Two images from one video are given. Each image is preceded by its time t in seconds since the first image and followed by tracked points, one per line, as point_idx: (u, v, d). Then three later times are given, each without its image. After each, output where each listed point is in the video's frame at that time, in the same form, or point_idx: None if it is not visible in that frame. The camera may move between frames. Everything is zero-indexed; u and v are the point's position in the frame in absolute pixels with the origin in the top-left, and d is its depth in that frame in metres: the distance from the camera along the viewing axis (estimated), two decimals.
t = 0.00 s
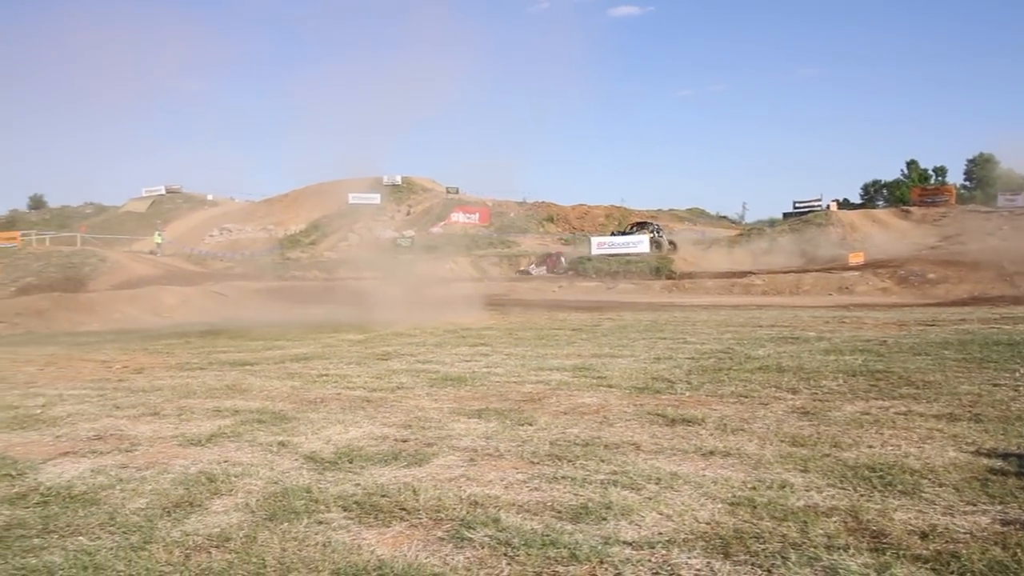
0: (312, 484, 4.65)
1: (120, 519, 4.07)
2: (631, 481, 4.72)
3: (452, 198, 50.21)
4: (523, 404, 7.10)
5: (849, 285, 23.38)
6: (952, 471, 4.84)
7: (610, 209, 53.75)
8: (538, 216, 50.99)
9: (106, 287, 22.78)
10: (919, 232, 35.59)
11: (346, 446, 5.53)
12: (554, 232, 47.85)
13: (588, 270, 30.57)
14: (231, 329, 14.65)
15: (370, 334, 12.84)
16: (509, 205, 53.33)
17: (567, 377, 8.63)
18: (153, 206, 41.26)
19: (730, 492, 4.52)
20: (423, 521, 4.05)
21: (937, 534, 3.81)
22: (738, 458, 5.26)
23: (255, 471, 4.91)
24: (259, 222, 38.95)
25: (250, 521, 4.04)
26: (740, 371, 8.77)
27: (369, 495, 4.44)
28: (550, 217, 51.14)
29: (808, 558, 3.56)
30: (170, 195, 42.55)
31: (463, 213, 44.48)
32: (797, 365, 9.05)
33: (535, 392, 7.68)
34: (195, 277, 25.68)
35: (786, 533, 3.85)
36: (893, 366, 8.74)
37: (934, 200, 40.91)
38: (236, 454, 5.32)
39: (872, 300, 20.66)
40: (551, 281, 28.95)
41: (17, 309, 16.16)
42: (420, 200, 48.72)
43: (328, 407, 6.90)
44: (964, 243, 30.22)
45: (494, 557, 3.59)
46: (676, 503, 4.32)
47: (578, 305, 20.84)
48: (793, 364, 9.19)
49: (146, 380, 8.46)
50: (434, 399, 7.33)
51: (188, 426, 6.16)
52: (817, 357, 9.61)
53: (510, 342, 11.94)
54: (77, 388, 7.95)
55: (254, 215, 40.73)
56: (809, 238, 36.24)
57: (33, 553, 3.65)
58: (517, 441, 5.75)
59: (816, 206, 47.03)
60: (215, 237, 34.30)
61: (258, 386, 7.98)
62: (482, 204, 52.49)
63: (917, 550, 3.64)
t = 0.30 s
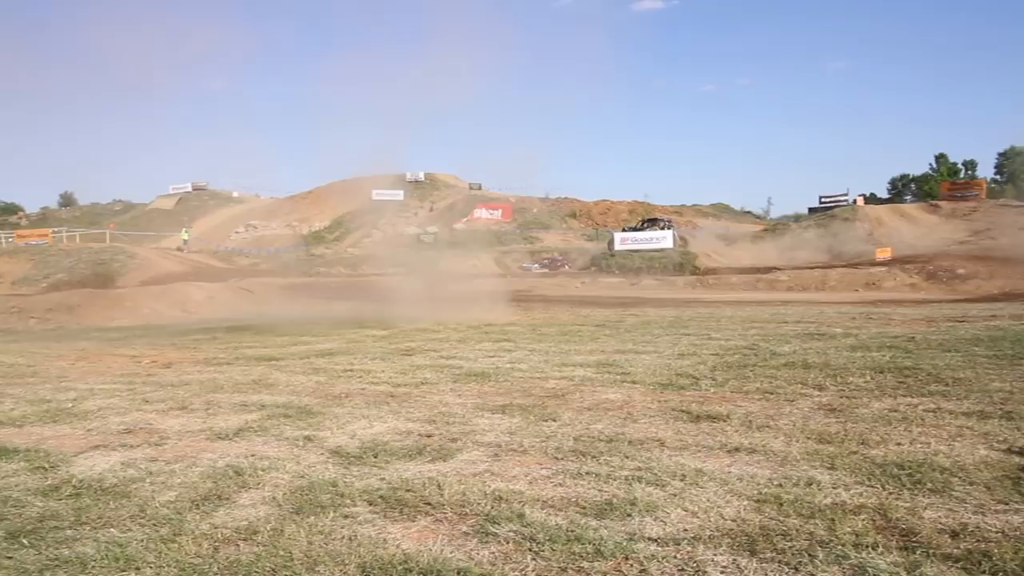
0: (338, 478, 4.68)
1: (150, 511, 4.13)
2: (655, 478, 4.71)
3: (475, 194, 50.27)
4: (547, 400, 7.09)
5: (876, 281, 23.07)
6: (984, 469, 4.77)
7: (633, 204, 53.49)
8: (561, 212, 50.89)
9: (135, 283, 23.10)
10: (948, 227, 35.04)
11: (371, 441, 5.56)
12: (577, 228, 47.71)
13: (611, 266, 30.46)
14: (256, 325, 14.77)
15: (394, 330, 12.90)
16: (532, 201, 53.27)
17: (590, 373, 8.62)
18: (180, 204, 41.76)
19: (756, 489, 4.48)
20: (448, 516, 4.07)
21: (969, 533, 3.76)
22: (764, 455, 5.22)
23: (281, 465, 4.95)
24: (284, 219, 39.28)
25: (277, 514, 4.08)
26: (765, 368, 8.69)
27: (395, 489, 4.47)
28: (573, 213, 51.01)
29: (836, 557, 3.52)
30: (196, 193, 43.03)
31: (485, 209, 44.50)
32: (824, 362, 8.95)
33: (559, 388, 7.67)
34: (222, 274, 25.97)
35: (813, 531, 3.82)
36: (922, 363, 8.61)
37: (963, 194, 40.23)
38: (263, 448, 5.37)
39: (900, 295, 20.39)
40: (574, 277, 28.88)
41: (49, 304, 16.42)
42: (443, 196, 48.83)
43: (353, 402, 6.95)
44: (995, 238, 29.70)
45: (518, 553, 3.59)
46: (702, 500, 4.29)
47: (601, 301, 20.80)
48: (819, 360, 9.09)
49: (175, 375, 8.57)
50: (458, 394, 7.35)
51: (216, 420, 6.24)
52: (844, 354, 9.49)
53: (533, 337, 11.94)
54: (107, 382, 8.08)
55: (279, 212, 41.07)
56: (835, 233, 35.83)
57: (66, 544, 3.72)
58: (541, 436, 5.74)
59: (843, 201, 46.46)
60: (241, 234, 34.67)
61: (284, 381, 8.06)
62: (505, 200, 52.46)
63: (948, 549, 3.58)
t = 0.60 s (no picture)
0: (355, 478, 4.70)
1: (170, 510, 4.16)
2: (673, 479, 4.69)
3: (491, 194, 50.30)
4: (563, 400, 7.09)
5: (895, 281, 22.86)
6: (1006, 472, 4.70)
7: (649, 204, 53.29)
8: (576, 212, 50.84)
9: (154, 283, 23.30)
10: (969, 227, 34.66)
11: (389, 441, 5.57)
12: (593, 228, 47.62)
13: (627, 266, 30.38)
14: (275, 325, 14.86)
15: (411, 330, 12.93)
16: (547, 201, 53.24)
17: (606, 373, 8.60)
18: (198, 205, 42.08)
19: (775, 491, 4.45)
20: (466, 516, 4.08)
21: (992, 536, 3.72)
22: (783, 457, 5.18)
23: (299, 464, 4.98)
24: (301, 219, 39.49)
25: (296, 513, 4.10)
26: (783, 368, 8.64)
27: (413, 489, 4.49)
28: (588, 213, 50.95)
29: (856, 559, 3.49)
30: (214, 194, 43.34)
31: (501, 209, 44.51)
32: (843, 363, 8.88)
33: (575, 388, 7.67)
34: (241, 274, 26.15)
35: (833, 533, 3.78)
36: (943, 364, 8.52)
37: (984, 193, 39.79)
38: (281, 448, 5.40)
39: (919, 295, 20.20)
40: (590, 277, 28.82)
41: (69, 303, 16.58)
42: (458, 196, 48.90)
43: (371, 401, 6.97)
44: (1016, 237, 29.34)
45: (536, 553, 3.59)
46: (720, 501, 4.27)
47: (617, 301, 20.75)
48: (838, 361, 9.02)
49: (194, 375, 8.65)
50: (475, 394, 7.35)
51: (235, 420, 6.29)
52: (863, 355, 9.42)
53: (549, 338, 11.94)
54: (127, 382, 8.15)
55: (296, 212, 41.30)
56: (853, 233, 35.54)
57: (88, 542, 3.76)
58: (558, 437, 5.74)
59: (861, 201, 46.09)
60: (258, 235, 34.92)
61: (302, 381, 8.11)
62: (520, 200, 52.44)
63: (970, 552, 3.54)
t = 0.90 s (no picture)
0: (375, 477, 4.72)
1: (193, 508, 4.20)
2: (693, 480, 4.66)
3: (509, 194, 50.29)
4: (582, 401, 7.08)
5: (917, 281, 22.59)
6: None
7: (668, 204, 53.05)
8: (595, 213, 50.75)
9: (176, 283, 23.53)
10: (993, 227, 34.18)
11: (408, 441, 5.59)
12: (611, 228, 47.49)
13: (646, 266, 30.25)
14: (295, 325, 14.94)
15: (430, 330, 12.97)
16: (565, 202, 53.16)
17: (625, 373, 8.57)
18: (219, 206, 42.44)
19: (797, 492, 4.42)
20: (485, 516, 4.07)
21: (1019, 539, 3.66)
22: (804, 458, 5.14)
23: (320, 463, 5.00)
24: (320, 219, 39.71)
25: (316, 513, 4.12)
26: (804, 369, 8.56)
27: (432, 489, 4.49)
28: (607, 213, 50.82)
29: (880, 562, 3.45)
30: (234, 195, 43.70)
31: (519, 210, 44.49)
32: (865, 363, 8.79)
33: (594, 389, 7.65)
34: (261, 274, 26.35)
35: (856, 535, 3.75)
36: (967, 364, 8.41)
37: (1009, 192, 39.24)
38: (301, 447, 5.44)
39: (943, 296, 19.96)
40: (608, 277, 28.75)
41: (93, 304, 16.76)
42: (476, 196, 48.94)
43: (390, 401, 6.99)
44: None
45: (555, 553, 3.59)
46: (742, 503, 4.24)
47: (635, 301, 20.68)
48: (860, 361, 8.93)
49: (215, 374, 8.73)
50: (494, 394, 7.35)
51: (256, 419, 6.33)
52: (886, 355, 9.32)
53: (568, 338, 11.92)
54: (150, 381, 8.23)
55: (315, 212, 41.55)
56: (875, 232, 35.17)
57: (113, 539, 3.80)
58: (577, 437, 5.73)
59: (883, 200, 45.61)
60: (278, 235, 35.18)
61: (322, 380, 8.15)
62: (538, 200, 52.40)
63: (997, 556, 3.49)
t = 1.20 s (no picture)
0: (392, 476, 4.73)
1: (212, 505, 4.23)
2: (711, 481, 4.64)
3: (525, 194, 50.26)
4: (599, 401, 7.06)
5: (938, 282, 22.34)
6: None
7: (685, 203, 52.82)
8: (611, 212, 50.61)
9: (195, 282, 23.72)
10: (1016, 228, 33.73)
11: (425, 440, 5.60)
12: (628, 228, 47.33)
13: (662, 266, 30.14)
14: (312, 324, 15.03)
15: (446, 329, 12.99)
16: (581, 201, 53.05)
17: (642, 374, 8.53)
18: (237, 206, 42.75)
19: (816, 494, 4.39)
20: (502, 515, 4.07)
21: None
22: (822, 460, 5.10)
23: (337, 462, 5.03)
24: (337, 219, 39.89)
25: (334, 511, 4.14)
26: (822, 370, 8.49)
27: (449, 488, 4.50)
28: (623, 213, 50.67)
29: (901, 565, 3.42)
30: (252, 195, 43.99)
31: (535, 209, 44.44)
32: (884, 364, 8.70)
33: (611, 389, 7.64)
34: (279, 273, 26.51)
35: (876, 538, 3.72)
36: (988, 366, 8.31)
37: None
38: (319, 445, 5.46)
39: (964, 297, 19.73)
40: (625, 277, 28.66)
41: (113, 302, 16.92)
42: (492, 196, 48.95)
43: (406, 400, 7.01)
44: None
45: (572, 553, 3.58)
46: (760, 504, 4.22)
47: (652, 301, 20.61)
48: (879, 362, 8.86)
49: (234, 372, 8.80)
50: (510, 394, 7.35)
51: (274, 417, 6.37)
52: (906, 356, 9.23)
53: (584, 337, 11.91)
54: (169, 379, 8.30)
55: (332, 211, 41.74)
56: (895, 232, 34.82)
57: (134, 535, 3.84)
58: (594, 437, 5.72)
59: (903, 200, 45.15)
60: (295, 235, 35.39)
61: (339, 379, 8.19)
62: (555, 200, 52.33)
63: (1020, 560, 3.45)
